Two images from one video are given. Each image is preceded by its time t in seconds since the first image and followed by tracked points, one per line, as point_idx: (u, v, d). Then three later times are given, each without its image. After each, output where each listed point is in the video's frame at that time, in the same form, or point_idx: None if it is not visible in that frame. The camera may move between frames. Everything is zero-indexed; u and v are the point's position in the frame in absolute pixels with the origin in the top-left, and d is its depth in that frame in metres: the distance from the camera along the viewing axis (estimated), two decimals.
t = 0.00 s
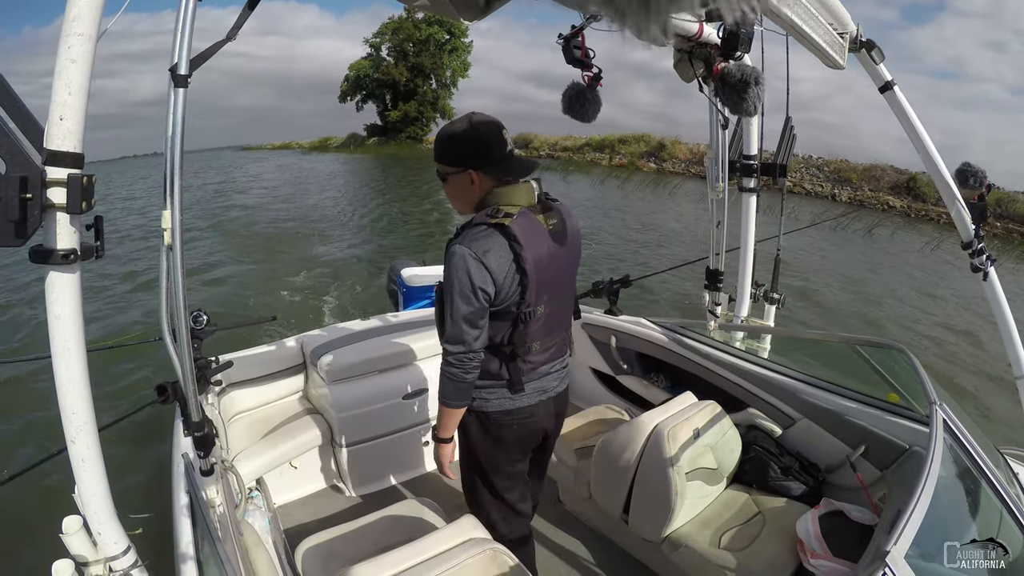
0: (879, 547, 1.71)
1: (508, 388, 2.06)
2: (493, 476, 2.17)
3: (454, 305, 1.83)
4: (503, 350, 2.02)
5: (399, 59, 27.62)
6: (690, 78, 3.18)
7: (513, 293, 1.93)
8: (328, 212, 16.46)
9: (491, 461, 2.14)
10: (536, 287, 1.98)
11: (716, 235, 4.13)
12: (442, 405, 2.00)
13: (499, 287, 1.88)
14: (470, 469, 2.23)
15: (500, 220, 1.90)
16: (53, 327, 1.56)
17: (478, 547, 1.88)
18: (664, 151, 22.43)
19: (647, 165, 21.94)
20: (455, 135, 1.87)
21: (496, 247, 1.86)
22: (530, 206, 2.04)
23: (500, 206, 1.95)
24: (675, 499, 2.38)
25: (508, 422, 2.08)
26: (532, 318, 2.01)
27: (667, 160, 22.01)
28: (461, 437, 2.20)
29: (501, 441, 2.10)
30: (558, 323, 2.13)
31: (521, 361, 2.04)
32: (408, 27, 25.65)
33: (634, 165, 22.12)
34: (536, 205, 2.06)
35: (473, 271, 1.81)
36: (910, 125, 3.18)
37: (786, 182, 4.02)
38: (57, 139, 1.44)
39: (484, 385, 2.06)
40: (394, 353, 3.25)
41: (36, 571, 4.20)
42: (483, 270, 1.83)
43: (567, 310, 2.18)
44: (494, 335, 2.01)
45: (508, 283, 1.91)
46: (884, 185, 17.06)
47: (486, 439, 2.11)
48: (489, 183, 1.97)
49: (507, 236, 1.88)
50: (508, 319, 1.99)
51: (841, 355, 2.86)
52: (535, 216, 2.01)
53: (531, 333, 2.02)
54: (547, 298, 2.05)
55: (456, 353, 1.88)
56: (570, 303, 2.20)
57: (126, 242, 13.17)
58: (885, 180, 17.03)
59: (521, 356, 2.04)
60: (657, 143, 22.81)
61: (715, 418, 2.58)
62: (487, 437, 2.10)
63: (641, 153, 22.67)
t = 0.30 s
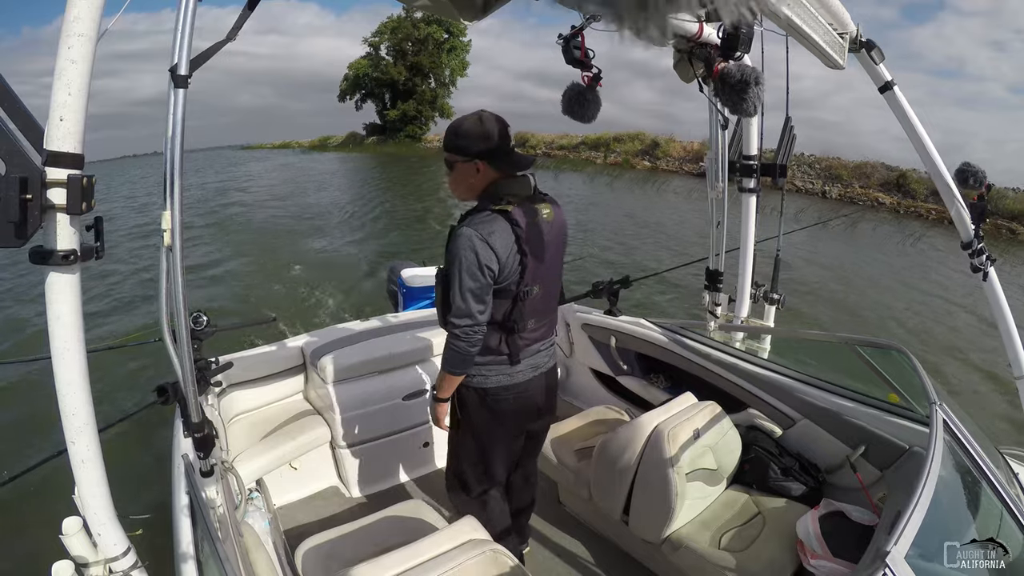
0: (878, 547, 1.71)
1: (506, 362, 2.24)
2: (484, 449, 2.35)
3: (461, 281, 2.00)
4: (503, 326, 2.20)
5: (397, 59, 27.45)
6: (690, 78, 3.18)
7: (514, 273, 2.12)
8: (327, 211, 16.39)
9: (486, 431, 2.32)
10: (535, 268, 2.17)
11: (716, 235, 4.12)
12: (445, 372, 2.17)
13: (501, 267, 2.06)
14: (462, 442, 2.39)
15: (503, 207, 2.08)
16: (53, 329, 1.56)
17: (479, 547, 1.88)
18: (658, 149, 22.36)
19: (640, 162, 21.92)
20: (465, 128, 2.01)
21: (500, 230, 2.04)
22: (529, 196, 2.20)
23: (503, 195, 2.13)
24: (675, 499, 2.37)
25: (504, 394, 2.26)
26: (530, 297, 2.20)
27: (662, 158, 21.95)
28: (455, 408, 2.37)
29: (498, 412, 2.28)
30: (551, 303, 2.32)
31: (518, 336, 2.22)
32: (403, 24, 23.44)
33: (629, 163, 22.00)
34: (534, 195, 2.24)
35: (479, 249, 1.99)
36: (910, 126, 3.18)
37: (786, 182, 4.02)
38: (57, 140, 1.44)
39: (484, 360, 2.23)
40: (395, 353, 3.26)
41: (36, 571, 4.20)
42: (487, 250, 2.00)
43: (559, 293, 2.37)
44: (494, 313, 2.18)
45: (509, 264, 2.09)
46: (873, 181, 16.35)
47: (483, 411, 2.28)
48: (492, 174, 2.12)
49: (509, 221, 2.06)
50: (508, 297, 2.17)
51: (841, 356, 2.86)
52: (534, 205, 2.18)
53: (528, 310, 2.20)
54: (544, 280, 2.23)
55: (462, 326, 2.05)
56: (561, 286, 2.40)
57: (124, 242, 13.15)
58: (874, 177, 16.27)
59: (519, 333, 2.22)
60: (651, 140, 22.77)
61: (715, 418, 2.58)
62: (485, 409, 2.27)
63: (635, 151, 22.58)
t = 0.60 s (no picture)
0: (878, 548, 1.71)
1: (492, 354, 2.29)
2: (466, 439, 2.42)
3: (452, 271, 2.06)
4: (491, 318, 2.25)
5: (394, 58, 27.80)
6: (690, 78, 3.18)
7: (501, 266, 2.18)
8: (325, 211, 16.40)
9: (472, 421, 2.37)
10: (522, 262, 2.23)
11: (715, 235, 4.12)
12: (433, 362, 2.21)
13: (490, 259, 2.12)
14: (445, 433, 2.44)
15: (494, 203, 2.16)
16: (53, 328, 1.56)
17: (479, 548, 1.88)
18: (652, 148, 22.46)
19: (634, 161, 21.99)
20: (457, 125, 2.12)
21: (489, 224, 2.11)
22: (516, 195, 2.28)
23: (492, 194, 2.21)
24: (675, 500, 2.37)
25: (491, 385, 2.31)
26: (517, 290, 2.26)
27: (656, 158, 22.03)
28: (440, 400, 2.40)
29: (484, 403, 2.33)
30: (538, 298, 2.39)
31: (506, 329, 2.28)
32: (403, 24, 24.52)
33: (623, 162, 22.07)
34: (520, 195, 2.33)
35: (469, 242, 2.06)
36: (910, 126, 3.18)
37: (786, 182, 4.02)
38: (57, 140, 1.45)
39: (471, 352, 2.28)
40: (394, 353, 3.29)
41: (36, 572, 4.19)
42: (477, 243, 2.07)
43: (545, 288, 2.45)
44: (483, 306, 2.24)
45: (499, 257, 2.16)
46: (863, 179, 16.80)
47: (470, 402, 2.33)
48: (480, 170, 2.19)
49: (498, 216, 2.13)
50: (496, 290, 2.23)
51: (841, 356, 2.86)
52: (522, 204, 2.26)
53: (515, 303, 2.26)
54: (530, 275, 2.30)
55: (453, 316, 2.10)
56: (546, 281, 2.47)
57: (123, 242, 13.14)
58: (863, 174, 16.73)
59: (506, 325, 2.28)
60: (644, 139, 22.86)
61: (715, 419, 2.59)
62: (472, 400, 2.32)
63: (629, 150, 22.64)
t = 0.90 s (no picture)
0: (878, 547, 1.71)
1: (462, 354, 2.40)
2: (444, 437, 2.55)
3: (423, 276, 2.15)
4: (461, 320, 2.36)
5: (393, 58, 27.65)
6: (690, 78, 3.18)
7: (471, 272, 2.28)
8: (324, 211, 16.40)
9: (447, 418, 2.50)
10: (490, 268, 2.33)
11: (715, 235, 4.11)
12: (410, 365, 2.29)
13: (460, 264, 2.22)
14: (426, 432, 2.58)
15: (464, 210, 2.26)
16: (53, 328, 1.56)
17: (478, 548, 1.88)
18: (645, 147, 22.50)
19: (628, 161, 22.03)
20: (433, 130, 2.23)
21: (458, 230, 2.20)
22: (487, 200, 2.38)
23: (464, 199, 2.29)
24: (675, 500, 2.37)
25: (463, 384, 2.43)
26: (485, 294, 2.37)
27: (650, 157, 22.06)
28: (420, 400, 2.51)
29: (455, 401, 2.45)
30: (506, 300, 2.50)
31: (475, 330, 2.38)
32: (400, 26, 26.24)
33: (617, 162, 22.12)
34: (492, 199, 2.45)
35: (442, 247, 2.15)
36: (910, 126, 3.18)
37: (786, 182, 4.02)
38: (57, 140, 1.44)
39: (443, 352, 2.39)
40: (394, 353, 3.31)
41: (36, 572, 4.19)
42: (447, 249, 2.16)
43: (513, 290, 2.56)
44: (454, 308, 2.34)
45: (469, 262, 2.25)
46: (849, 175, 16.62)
47: (443, 400, 2.45)
48: (452, 176, 2.32)
49: (468, 223, 2.23)
50: (465, 294, 2.33)
51: (840, 356, 2.86)
52: (491, 210, 2.36)
53: (484, 306, 2.37)
54: (499, 278, 2.40)
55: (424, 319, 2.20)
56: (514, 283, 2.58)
57: (122, 241, 13.13)
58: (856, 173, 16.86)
59: (475, 326, 2.39)
60: (639, 139, 22.94)
61: (715, 418, 2.59)
62: (444, 397, 2.44)
63: (624, 150, 22.90)
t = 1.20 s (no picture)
0: (878, 547, 1.71)
1: (449, 349, 2.54)
2: (439, 432, 2.70)
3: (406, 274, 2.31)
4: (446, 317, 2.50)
5: (394, 61, 27.20)
6: (690, 78, 3.18)
7: (453, 270, 2.43)
8: (323, 212, 16.35)
9: (440, 412, 2.65)
10: (473, 268, 2.47)
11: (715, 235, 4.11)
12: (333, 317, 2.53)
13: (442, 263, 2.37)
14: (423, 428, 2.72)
15: (448, 210, 2.39)
16: (53, 327, 1.56)
17: (479, 547, 1.88)
18: (641, 151, 22.47)
19: (623, 164, 22.08)
20: (421, 130, 2.35)
21: (439, 231, 2.35)
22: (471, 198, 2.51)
23: (448, 198, 2.42)
24: (675, 499, 2.37)
25: (452, 378, 2.57)
26: (469, 292, 2.50)
27: (645, 160, 22.02)
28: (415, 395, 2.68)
29: (444, 394, 2.60)
30: (491, 297, 2.62)
31: (460, 326, 2.52)
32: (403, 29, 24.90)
33: (613, 165, 22.15)
34: (479, 198, 2.57)
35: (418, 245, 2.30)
36: (910, 126, 3.18)
37: (786, 182, 4.02)
38: (57, 140, 1.44)
39: (430, 346, 2.54)
40: (393, 353, 3.32)
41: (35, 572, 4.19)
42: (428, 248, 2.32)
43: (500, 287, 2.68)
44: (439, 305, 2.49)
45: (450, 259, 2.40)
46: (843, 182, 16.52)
47: (435, 393, 2.60)
48: (438, 172, 2.42)
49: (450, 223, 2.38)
50: (450, 291, 2.47)
51: (840, 356, 2.86)
52: (476, 210, 2.49)
53: (468, 303, 2.50)
54: (483, 276, 2.53)
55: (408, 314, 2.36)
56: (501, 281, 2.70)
57: (122, 241, 13.11)
58: (845, 177, 16.36)
59: (461, 323, 2.52)
60: (635, 142, 22.93)
61: (715, 418, 2.59)
62: (435, 391, 2.60)
63: (620, 153, 22.79)
